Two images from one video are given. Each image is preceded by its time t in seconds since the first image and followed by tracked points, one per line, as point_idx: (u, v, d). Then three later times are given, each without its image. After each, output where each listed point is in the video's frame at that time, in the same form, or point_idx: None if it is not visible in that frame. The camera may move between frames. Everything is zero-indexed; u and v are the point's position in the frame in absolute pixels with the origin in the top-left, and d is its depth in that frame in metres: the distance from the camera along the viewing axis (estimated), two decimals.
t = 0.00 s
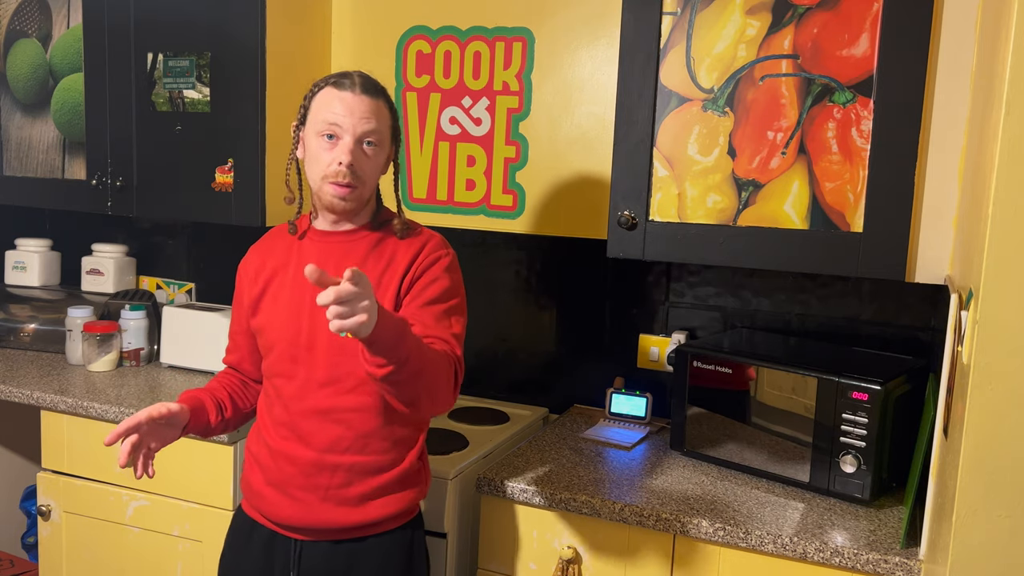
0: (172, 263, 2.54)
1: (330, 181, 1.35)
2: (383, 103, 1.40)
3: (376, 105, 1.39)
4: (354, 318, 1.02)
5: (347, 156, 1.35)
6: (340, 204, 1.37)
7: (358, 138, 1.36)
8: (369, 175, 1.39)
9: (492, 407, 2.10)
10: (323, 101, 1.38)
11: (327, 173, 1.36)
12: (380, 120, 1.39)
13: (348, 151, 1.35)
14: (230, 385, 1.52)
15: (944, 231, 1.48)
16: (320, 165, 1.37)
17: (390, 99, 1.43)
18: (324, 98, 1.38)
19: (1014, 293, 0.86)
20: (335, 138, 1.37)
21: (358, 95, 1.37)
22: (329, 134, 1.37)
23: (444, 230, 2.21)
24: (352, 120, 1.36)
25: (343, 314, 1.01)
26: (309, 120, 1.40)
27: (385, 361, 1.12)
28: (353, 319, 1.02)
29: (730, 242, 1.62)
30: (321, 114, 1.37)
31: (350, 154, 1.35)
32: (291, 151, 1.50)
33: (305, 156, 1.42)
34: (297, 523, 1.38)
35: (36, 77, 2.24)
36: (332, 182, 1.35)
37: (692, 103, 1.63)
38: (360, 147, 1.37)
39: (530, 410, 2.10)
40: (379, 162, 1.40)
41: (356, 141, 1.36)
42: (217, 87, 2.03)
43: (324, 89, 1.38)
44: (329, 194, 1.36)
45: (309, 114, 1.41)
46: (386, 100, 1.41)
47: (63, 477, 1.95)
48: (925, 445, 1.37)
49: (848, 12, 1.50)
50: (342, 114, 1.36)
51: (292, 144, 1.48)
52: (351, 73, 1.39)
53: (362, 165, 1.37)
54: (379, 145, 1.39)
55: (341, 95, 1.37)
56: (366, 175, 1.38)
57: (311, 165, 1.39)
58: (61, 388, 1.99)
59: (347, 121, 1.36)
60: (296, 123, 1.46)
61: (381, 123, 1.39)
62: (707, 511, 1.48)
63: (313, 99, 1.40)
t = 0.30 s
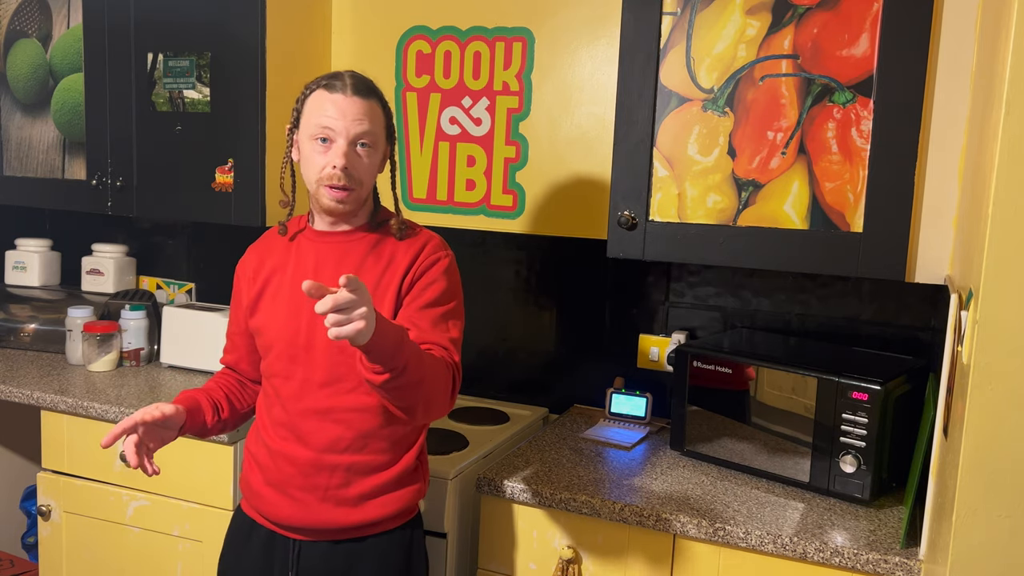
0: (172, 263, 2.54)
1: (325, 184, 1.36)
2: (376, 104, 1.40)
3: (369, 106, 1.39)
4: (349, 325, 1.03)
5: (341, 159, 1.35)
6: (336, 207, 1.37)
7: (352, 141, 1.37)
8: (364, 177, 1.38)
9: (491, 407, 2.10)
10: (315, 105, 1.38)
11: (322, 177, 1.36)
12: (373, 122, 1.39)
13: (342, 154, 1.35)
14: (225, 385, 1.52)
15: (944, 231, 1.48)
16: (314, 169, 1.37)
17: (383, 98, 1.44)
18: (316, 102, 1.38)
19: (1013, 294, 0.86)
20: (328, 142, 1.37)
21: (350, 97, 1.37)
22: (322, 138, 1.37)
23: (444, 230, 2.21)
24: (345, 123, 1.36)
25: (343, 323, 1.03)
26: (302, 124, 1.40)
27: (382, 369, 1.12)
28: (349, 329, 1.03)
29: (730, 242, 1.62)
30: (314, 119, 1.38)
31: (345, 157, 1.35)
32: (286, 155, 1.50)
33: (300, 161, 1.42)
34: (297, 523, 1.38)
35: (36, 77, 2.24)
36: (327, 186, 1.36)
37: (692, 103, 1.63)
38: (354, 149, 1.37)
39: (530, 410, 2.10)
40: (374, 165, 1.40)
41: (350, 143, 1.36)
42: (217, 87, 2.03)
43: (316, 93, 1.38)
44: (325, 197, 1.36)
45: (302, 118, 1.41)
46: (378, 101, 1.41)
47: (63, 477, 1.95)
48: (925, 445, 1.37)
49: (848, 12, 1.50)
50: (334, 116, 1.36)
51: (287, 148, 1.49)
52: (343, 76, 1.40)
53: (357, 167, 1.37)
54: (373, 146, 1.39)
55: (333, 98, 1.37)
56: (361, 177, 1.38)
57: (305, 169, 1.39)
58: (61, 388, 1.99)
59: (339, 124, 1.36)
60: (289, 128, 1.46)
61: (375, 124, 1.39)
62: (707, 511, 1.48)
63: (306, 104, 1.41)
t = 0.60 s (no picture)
0: (172, 263, 2.54)
1: (323, 182, 1.36)
2: (370, 100, 1.40)
3: (364, 102, 1.39)
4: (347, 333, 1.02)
5: (338, 156, 1.35)
6: (335, 204, 1.37)
7: (347, 137, 1.37)
8: (362, 173, 1.39)
9: (492, 407, 2.10)
10: (310, 104, 1.38)
11: (320, 176, 1.36)
12: (368, 118, 1.39)
13: (338, 150, 1.36)
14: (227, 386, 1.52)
15: (943, 230, 1.47)
16: (312, 168, 1.38)
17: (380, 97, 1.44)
18: (310, 100, 1.39)
19: (1013, 293, 0.86)
20: (324, 140, 1.37)
21: (344, 94, 1.38)
22: (318, 136, 1.38)
23: (444, 230, 2.21)
24: (340, 119, 1.37)
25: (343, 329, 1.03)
26: (298, 125, 1.41)
27: (382, 376, 1.12)
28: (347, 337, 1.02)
29: (730, 242, 1.62)
30: (309, 117, 1.38)
31: (341, 153, 1.36)
32: (283, 156, 1.51)
33: (297, 160, 1.43)
34: (296, 522, 1.39)
35: (36, 77, 2.24)
36: (326, 183, 1.36)
37: (692, 103, 1.63)
38: (350, 146, 1.37)
39: (530, 410, 2.10)
40: (371, 161, 1.40)
41: (345, 140, 1.37)
42: (217, 87, 2.03)
43: (310, 92, 1.39)
44: (324, 196, 1.37)
45: (297, 118, 1.42)
46: (373, 97, 1.42)
47: (63, 477, 1.95)
48: (925, 445, 1.37)
49: (848, 12, 1.50)
50: (329, 114, 1.37)
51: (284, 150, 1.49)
52: (336, 73, 1.40)
53: (354, 163, 1.37)
54: (369, 142, 1.39)
55: (327, 96, 1.38)
56: (358, 173, 1.38)
57: (303, 169, 1.40)
58: (61, 388, 1.99)
59: (335, 121, 1.37)
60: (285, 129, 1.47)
61: (370, 120, 1.39)
62: (707, 511, 1.48)
63: (300, 104, 1.41)
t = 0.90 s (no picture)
0: (172, 263, 2.54)
1: (314, 159, 1.37)
2: (361, 86, 1.44)
3: (355, 88, 1.43)
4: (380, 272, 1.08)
5: (329, 133, 1.38)
6: (326, 182, 1.37)
7: (339, 118, 1.40)
8: (354, 153, 1.40)
9: (491, 407, 2.10)
10: (302, 92, 1.42)
11: (311, 154, 1.38)
12: (360, 103, 1.43)
13: (330, 128, 1.38)
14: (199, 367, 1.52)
15: (943, 230, 1.47)
16: (304, 149, 1.39)
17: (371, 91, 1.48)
18: (304, 90, 1.43)
19: (1013, 293, 0.86)
20: (316, 121, 1.40)
21: (335, 80, 1.42)
22: (310, 119, 1.40)
23: (444, 230, 2.21)
24: (331, 102, 1.40)
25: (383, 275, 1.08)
26: (292, 115, 1.44)
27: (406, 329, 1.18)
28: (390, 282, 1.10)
29: (730, 242, 1.62)
30: (301, 103, 1.42)
31: (332, 131, 1.38)
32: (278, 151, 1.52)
33: (290, 149, 1.45)
34: (279, 518, 1.39)
35: (36, 77, 2.24)
36: (317, 161, 1.37)
37: (692, 103, 1.63)
38: (341, 126, 1.40)
39: (530, 410, 2.10)
40: (363, 143, 1.42)
41: (337, 120, 1.40)
42: (217, 87, 2.03)
43: (304, 82, 1.44)
44: (315, 174, 1.37)
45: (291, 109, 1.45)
46: (365, 88, 1.46)
47: (63, 477, 1.95)
48: (925, 444, 1.37)
49: (848, 12, 1.50)
50: (322, 97, 1.41)
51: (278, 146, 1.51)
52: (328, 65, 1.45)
53: (346, 143, 1.39)
54: (361, 126, 1.42)
55: (318, 82, 1.41)
56: (350, 152, 1.39)
57: (295, 155, 1.42)
58: (61, 388, 1.99)
59: (326, 103, 1.40)
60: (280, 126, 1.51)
61: (362, 106, 1.43)
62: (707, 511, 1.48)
63: (293, 95, 1.45)
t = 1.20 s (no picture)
0: (172, 263, 2.54)
1: (297, 184, 1.38)
2: (346, 102, 1.41)
3: (339, 105, 1.40)
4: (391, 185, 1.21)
5: (311, 159, 1.37)
6: (309, 207, 1.39)
7: (321, 141, 1.38)
8: (336, 175, 1.40)
9: (491, 407, 2.10)
10: (286, 107, 1.40)
11: (294, 178, 1.38)
12: (343, 122, 1.41)
13: (312, 154, 1.37)
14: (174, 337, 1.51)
15: (943, 230, 1.47)
16: (286, 170, 1.39)
17: (357, 102, 1.45)
18: (286, 104, 1.40)
19: (1013, 293, 0.86)
20: (299, 142, 1.39)
21: (319, 97, 1.39)
22: (293, 139, 1.39)
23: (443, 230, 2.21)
24: (314, 124, 1.38)
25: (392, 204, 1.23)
26: (274, 126, 1.42)
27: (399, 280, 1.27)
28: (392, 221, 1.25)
29: (730, 242, 1.62)
30: (285, 121, 1.40)
31: (314, 157, 1.37)
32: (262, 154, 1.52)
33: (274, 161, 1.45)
34: (248, 513, 1.40)
35: (36, 77, 2.24)
36: (299, 186, 1.38)
37: (692, 103, 1.63)
38: (323, 149, 1.39)
39: (530, 410, 2.10)
40: (346, 163, 1.42)
41: (319, 144, 1.38)
42: (217, 87, 2.03)
43: (286, 95, 1.40)
44: (296, 196, 1.38)
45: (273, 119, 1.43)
46: (349, 100, 1.42)
47: (63, 477, 1.95)
48: (925, 444, 1.37)
49: (848, 12, 1.50)
50: (304, 118, 1.38)
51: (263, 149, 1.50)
52: (313, 76, 1.41)
53: (328, 166, 1.39)
54: (344, 146, 1.40)
55: (302, 100, 1.39)
56: (333, 177, 1.39)
57: (277, 169, 1.42)
58: (61, 388, 1.99)
59: (309, 125, 1.38)
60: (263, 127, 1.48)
61: (344, 124, 1.40)
62: (707, 511, 1.48)
63: (277, 105, 1.42)
